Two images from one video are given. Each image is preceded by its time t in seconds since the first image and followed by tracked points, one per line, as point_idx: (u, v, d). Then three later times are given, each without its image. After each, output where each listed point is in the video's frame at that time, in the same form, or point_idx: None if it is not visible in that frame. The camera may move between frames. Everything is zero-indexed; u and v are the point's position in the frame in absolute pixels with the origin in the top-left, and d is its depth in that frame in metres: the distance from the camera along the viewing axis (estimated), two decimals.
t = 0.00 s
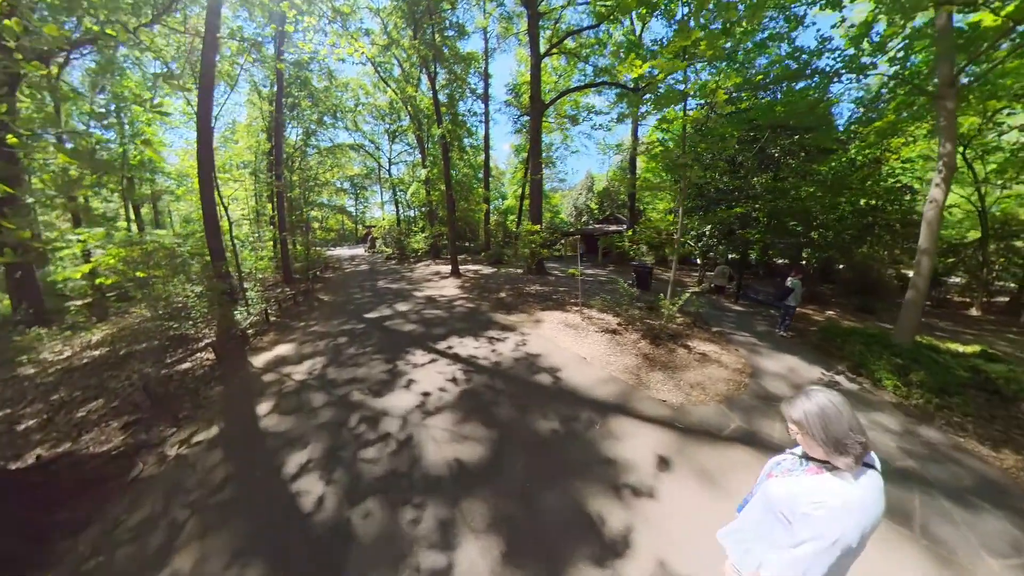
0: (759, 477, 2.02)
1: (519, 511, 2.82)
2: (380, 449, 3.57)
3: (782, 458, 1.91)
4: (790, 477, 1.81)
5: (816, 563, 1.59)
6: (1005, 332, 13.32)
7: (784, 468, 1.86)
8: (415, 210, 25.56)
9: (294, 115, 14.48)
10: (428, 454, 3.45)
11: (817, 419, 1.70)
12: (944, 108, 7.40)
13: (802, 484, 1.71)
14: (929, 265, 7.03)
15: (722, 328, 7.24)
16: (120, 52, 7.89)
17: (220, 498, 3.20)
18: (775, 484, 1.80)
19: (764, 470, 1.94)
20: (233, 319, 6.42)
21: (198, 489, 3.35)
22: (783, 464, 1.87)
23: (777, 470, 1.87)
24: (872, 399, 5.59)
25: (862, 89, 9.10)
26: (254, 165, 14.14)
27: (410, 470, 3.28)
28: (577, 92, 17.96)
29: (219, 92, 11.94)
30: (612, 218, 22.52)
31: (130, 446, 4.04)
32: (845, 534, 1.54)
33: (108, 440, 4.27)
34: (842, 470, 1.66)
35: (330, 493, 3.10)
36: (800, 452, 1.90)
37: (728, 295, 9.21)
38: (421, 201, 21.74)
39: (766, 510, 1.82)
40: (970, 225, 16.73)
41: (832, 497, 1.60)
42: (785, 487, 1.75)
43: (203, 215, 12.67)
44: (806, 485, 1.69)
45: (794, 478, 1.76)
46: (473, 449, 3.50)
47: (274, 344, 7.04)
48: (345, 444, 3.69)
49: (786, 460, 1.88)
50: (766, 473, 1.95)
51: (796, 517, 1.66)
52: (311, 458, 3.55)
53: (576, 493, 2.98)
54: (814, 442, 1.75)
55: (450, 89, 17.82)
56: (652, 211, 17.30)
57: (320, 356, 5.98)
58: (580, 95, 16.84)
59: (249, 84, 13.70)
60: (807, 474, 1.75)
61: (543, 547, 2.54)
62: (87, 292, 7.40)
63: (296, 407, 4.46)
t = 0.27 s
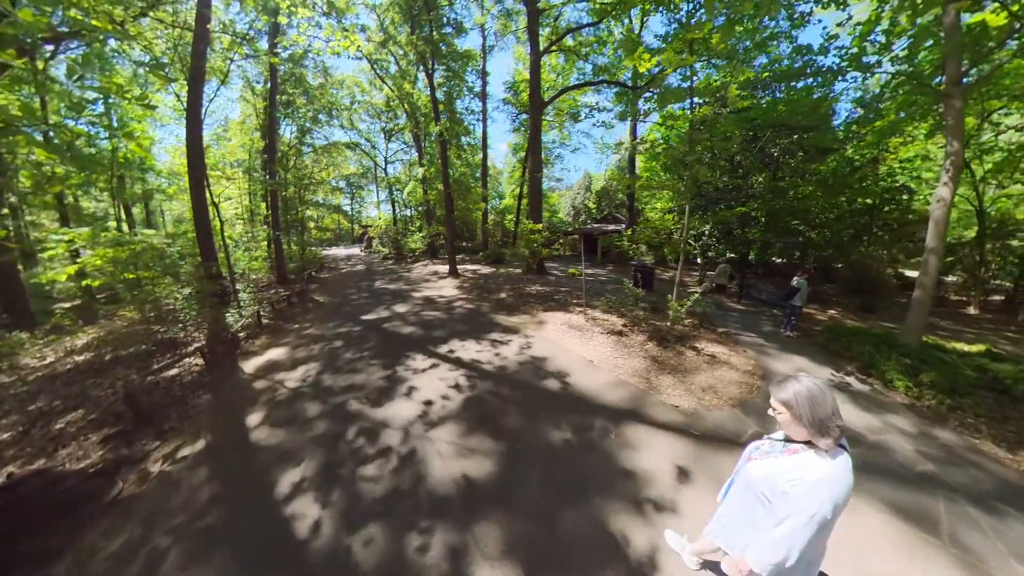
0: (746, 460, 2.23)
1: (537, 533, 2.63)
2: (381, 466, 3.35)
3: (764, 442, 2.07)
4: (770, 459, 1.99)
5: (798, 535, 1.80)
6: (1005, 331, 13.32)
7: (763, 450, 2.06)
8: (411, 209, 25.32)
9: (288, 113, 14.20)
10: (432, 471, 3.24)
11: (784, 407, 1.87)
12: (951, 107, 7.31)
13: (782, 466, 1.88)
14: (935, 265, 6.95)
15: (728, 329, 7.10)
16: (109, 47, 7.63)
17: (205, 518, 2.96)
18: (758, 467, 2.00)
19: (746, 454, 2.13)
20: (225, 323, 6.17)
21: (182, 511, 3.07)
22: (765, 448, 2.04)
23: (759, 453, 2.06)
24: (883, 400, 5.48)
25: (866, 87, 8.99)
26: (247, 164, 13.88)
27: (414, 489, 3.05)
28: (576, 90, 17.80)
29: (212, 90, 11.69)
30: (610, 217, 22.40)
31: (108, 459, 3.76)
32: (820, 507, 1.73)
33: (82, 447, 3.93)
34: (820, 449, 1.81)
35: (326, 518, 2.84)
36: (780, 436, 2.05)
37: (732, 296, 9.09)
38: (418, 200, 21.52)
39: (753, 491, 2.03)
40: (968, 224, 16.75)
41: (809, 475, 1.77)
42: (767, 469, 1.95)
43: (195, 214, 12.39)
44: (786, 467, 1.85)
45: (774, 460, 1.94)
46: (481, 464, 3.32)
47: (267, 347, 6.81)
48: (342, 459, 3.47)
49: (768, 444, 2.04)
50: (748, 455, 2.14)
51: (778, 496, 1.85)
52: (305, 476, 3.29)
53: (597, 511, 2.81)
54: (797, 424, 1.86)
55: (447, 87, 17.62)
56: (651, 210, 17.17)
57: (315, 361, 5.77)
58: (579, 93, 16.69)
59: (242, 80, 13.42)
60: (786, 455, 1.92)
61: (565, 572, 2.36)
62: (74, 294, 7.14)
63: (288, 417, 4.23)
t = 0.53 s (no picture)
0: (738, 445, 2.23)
1: (559, 556, 2.46)
2: (385, 483, 3.16)
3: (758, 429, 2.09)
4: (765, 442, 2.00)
5: (797, 515, 1.78)
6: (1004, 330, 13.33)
7: (759, 436, 2.06)
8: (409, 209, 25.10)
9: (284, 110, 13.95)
10: (441, 489, 3.06)
11: (788, 390, 1.88)
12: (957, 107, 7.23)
13: (779, 447, 1.89)
14: (941, 267, 6.86)
15: (734, 330, 6.99)
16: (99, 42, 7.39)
17: (194, 544, 2.73)
18: (754, 450, 1.99)
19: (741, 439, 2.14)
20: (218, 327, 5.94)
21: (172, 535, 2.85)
22: (760, 434, 2.05)
23: (755, 438, 2.06)
24: (894, 401, 5.38)
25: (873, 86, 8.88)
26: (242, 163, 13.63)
27: (422, 510, 2.87)
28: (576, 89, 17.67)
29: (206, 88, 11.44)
30: (610, 216, 22.28)
31: (90, 475, 3.50)
32: (817, 485, 1.73)
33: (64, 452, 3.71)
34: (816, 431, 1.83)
35: (328, 544, 2.62)
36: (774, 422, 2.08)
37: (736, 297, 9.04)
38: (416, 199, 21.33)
39: (748, 474, 2.02)
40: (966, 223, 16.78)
41: (806, 455, 1.78)
42: (763, 451, 1.94)
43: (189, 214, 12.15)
44: (783, 449, 1.86)
45: (770, 443, 1.95)
46: (494, 479, 3.16)
47: (263, 351, 6.62)
48: (343, 475, 3.28)
49: (763, 430, 2.05)
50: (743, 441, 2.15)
51: (776, 478, 1.84)
52: (303, 496, 3.07)
53: (618, 530, 2.65)
54: (795, 408, 1.88)
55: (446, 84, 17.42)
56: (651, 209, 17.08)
57: (312, 367, 5.59)
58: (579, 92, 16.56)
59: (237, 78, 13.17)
60: (781, 437, 1.93)
61: None
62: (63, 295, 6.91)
63: (284, 429, 4.04)
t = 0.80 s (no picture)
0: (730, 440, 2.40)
1: None
2: (398, 508, 2.91)
3: (752, 425, 2.25)
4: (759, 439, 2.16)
5: (786, 507, 1.97)
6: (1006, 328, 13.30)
7: (751, 433, 2.24)
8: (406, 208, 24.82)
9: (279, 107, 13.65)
10: (461, 516, 2.80)
11: (787, 390, 2.02)
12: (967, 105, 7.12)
13: (774, 445, 2.04)
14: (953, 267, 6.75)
15: (743, 331, 6.85)
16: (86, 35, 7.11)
17: None
18: (750, 447, 2.15)
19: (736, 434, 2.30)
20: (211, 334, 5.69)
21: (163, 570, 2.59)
22: (754, 430, 2.22)
23: (749, 434, 2.22)
24: (909, 402, 5.23)
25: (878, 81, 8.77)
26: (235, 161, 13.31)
27: (441, 540, 2.61)
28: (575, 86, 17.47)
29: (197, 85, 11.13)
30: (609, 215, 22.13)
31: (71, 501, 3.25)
32: (807, 480, 1.91)
33: (44, 471, 3.38)
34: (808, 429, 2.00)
35: None
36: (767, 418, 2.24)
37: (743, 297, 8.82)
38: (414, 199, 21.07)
39: (742, 469, 2.19)
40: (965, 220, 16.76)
41: (800, 452, 1.94)
42: (759, 448, 2.10)
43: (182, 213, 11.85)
44: (777, 446, 2.02)
45: (764, 440, 2.11)
46: (518, 500, 2.94)
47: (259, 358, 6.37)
48: (350, 499, 3.04)
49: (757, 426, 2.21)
50: (738, 436, 2.31)
51: (770, 473, 2.01)
52: (308, 525, 2.81)
53: (656, 556, 2.46)
54: (792, 408, 2.03)
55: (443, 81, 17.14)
56: (652, 208, 16.92)
57: (310, 376, 5.36)
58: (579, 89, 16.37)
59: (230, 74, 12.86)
60: (775, 435, 2.09)
61: None
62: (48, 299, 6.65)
63: (282, 446, 3.81)
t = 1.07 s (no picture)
0: (726, 439, 2.33)
1: None
2: (406, 544, 2.65)
3: (748, 424, 2.18)
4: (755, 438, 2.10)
5: (784, 506, 1.91)
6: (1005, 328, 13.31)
7: (748, 431, 2.16)
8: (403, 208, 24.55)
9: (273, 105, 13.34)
10: (478, 553, 2.55)
11: (786, 388, 1.96)
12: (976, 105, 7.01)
13: (771, 443, 1.99)
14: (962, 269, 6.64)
15: (751, 333, 6.72)
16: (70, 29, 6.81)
17: None
18: (746, 446, 2.08)
19: (731, 434, 2.23)
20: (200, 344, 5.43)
21: None
22: (750, 428, 2.15)
23: (745, 433, 2.16)
24: (925, 407, 5.08)
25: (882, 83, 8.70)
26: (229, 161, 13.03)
27: None
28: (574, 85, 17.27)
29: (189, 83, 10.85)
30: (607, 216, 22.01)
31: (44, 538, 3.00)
32: (806, 479, 1.84)
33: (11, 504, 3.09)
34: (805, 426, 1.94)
35: None
36: (763, 416, 2.18)
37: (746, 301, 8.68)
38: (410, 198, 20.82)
39: (739, 469, 2.12)
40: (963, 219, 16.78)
41: (796, 450, 1.88)
42: (755, 447, 2.04)
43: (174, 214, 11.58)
44: (775, 445, 1.96)
45: (761, 439, 2.05)
46: (542, 532, 2.71)
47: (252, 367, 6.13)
48: (352, 534, 2.78)
49: (753, 425, 2.15)
50: (733, 435, 2.24)
51: (768, 473, 1.95)
52: (306, 565, 2.55)
53: None
54: (789, 406, 1.97)
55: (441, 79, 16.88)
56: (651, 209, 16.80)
57: (304, 388, 5.13)
58: (578, 88, 16.19)
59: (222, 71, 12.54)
60: (772, 433, 2.03)
61: None
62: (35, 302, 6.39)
63: (274, 471, 3.57)
